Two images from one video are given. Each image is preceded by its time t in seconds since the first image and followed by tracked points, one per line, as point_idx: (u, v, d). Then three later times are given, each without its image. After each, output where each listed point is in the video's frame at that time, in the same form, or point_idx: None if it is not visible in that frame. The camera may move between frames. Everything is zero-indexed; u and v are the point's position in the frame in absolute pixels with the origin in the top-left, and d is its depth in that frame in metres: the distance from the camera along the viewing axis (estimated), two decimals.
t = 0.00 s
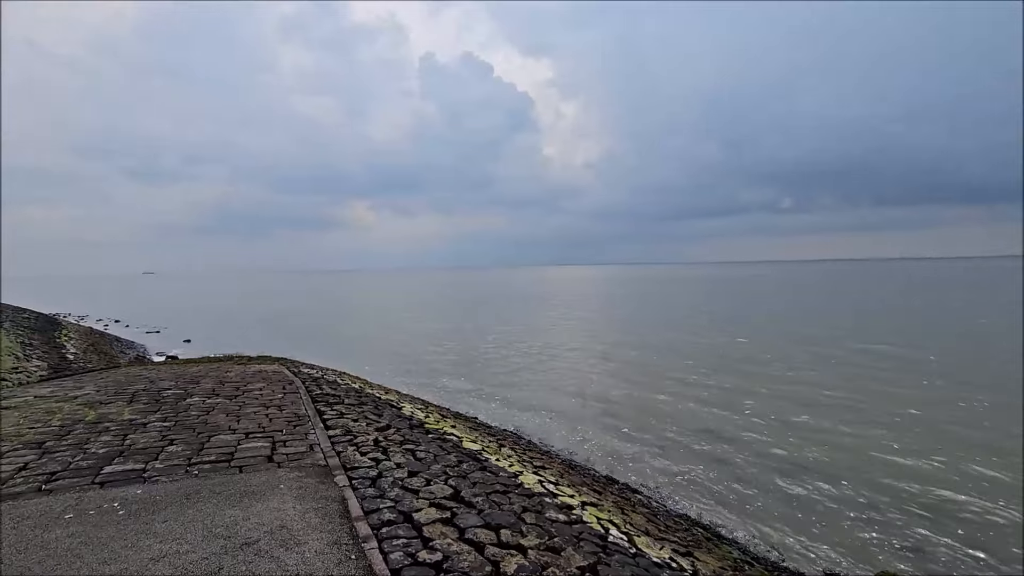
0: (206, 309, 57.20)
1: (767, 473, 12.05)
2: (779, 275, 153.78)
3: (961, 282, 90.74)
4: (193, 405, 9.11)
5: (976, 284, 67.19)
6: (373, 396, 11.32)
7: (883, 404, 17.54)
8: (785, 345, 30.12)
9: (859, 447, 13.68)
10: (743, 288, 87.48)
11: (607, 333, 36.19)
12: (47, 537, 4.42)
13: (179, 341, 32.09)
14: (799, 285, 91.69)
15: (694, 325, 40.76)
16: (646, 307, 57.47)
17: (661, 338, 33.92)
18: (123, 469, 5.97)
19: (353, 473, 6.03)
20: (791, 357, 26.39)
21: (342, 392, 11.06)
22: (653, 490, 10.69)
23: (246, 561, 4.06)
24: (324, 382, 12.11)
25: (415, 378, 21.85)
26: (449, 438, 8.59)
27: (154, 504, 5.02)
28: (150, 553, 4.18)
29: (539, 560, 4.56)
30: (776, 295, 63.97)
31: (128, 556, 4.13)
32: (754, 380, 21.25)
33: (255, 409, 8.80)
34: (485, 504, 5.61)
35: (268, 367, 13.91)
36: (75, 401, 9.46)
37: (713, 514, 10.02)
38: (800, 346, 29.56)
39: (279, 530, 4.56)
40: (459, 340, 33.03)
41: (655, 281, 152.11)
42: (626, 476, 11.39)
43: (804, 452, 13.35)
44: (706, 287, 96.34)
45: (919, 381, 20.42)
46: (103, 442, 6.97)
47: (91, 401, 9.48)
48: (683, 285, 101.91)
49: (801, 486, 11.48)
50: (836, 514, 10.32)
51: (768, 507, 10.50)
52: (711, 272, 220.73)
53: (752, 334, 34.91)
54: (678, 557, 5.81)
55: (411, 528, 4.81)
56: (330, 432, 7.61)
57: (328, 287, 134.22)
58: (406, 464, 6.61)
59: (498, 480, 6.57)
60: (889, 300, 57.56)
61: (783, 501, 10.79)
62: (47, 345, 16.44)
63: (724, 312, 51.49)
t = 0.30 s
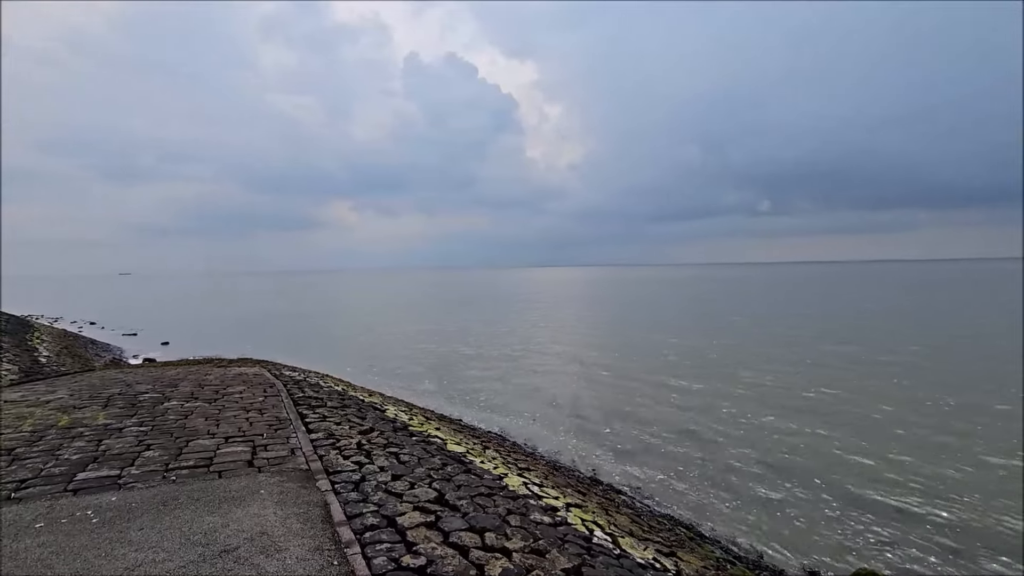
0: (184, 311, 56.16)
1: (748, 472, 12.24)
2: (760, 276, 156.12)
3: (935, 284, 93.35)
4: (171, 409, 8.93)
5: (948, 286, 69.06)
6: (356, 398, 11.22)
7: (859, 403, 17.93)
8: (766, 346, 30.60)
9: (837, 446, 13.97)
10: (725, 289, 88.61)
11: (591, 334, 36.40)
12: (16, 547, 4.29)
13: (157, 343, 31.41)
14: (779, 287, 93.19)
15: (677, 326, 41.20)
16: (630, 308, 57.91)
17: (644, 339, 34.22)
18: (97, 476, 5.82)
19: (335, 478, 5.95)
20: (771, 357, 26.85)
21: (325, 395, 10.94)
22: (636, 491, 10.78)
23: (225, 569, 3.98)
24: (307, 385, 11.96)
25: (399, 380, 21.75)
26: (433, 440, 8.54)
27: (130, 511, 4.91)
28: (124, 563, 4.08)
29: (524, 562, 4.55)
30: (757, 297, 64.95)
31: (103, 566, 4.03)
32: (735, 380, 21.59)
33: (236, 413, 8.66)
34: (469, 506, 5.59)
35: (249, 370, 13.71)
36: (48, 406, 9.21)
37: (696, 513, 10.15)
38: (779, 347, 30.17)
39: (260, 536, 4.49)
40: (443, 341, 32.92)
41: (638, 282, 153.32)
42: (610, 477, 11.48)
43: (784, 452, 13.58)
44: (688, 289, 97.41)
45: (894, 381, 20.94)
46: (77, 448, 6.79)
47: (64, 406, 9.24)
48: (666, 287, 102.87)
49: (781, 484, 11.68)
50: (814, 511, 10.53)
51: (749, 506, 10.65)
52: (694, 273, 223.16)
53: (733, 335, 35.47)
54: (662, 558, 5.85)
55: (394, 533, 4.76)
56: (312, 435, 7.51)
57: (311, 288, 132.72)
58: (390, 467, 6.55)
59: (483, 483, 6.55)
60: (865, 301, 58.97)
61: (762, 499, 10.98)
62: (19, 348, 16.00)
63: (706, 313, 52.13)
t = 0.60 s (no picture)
0: (165, 314, 55.15)
1: (732, 473, 12.36)
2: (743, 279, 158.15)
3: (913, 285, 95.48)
4: (151, 414, 8.75)
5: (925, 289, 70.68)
6: (341, 402, 11.10)
7: (839, 404, 18.25)
8: (749, 347, 31.00)
9: (818, 447, 14.17)
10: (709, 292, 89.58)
11: (577, 337, 36.53)
12: None
13: (136, 347, 30.79)
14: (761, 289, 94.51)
15: (662, 328, 41.56)
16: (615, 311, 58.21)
17: (630, 341, 34.45)
18: (72, 484, 5.66)
19: (320, 483, 5.87)
20: (754, 359, 27.23)
21: (309, 398, 10.80)
22: (622, 492, 10.82)
23: None
24: (290, 389, 11.79)
25: (385, 382, 21.60)
26: (419, 444, 8.47)
27: (107, 520, 4.78)
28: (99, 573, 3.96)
29: (510, 568, 4.51)
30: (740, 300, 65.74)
31: None
32: (719, 382, 21.82)
33: (217, 418, 8.51)
34: (456, 511, 5.54)
35: (231, 374, 13.49)
36: (21, 412, 8.95)
37: (681, 514, 10.21)
38: (761, 348, 30.63)
39: (241, 544, 4.40)
40: (429, 344, 32.80)
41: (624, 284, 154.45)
42: (596, 479, 11.51)
43: (767, 452, 13.74)
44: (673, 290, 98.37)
45: (873, 382, 21.32)
46: (51, 455, 6.61)
47: (38, 411, 9.00)
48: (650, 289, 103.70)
49: (764, 484, 11.82)
50: (797, 511, 10.66)
51: (733, 506, 10.76)
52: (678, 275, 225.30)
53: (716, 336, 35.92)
54: (648, 560, 5.87)
55: (380, 539, 4.71)
56: (296, 440, 7.41)
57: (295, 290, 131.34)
58: (375, 472, 6.48)
59: (469, 487, 6.50)
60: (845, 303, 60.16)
61: (747, 499, 11.09)
62: None
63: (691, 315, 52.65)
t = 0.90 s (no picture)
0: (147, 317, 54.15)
1: (718, 474, 12.46)
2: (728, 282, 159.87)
3: (893, 288, 97.24)
4: (132, 420, 8.57)
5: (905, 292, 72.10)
6: (328, 406, 10.99)
7: (823, 406, 18.51)
8: (735, 349, 31.36)
9: (803, 447, 14.35)
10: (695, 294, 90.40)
11: (565, 339, 36.62)
12: None
13: (117, 351, 30.17)
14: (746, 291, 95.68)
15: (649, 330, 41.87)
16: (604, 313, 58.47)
17: (617, 343, 34.63)
18: (50, 492, 5.52)
19: (306, 489, 5.79)
20: (739, 360, 27.50)
21: (295, 403, 10.67)
22: (611, 495, 10.85)
23: None
24: (276, 393, 11.64)
25: (372, 385, 21.45)
26: (407, 448, 8.41)
27: (86, 530, 4.67)
28: None
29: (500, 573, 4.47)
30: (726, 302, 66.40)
31: None
32: (705, 383, 22.01)
33: (201, 423, 8.37)
34: (444, 516, 5.49)
35: (215, 379, 13.27)
36: None
37: (669, 516, 10.25)
38: (747, 350, 30.97)
39: (225, 553, 4.31)
40: (416, 346, 32.64)
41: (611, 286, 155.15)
42: (584, 481, 11.54)
43: (752, 453, 13.88)
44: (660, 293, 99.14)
45: (855, 384, 21.67)
46: (28, 463, 6.43)
47: (14, 418, 8.76)
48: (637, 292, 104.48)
49: (751, 485, 11.94)
50: (783, 512, 10.77)
51: (720, 507, 10.84)
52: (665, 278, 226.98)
53: (703, 338, 36.24)
54: (638, 563, 5.86)
55: (367, 545, 4.64)
56: (281, 445, 7.31)
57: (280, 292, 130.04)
58: (362, 477, 6.41)
59: (458, 491, 6.45)
60: (828, 306, 61.05)
61: (734, 501, 11.18)
62: None
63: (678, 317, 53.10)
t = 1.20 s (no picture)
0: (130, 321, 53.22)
1: (708, 476, 12.55)
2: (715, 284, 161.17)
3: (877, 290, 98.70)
4: (116, 427, 8.41)
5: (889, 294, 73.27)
6: (316, 411, 10.88)
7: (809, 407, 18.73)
8: (722, 351, 31.63)
9: (790, 448, 14.50)
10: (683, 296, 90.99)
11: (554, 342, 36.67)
12: None
13: (99, 355, 29.59)
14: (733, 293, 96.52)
15: (637, 332, 42.12)
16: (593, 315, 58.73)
17: (606, 345, 34.76)
18: (29, 502, 5.38)
19: (294, 497, 5.70)
20: (727, 362, 27.74)
21: (283, 408, 10.54)
22: (601, 498, 10.87)
23: None
24: (264, 399, 11.50)
25: (361, 388, 21.30)
26: (397, 453, 8.34)
27: (67, 541, 4.55)
28: None
29: None
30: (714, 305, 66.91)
31: None
32: (693, 385, 22.16)
33: (186, 430, 8.23)
34: (435, 522, 5.44)
35: (201, 383, 13.09)
36: None
37: (659, 519, 10.28)
38: (734, 351, 31.31)
39: (211, 563, 4.22)
40: (405, 349, 32.47)
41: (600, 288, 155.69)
42: (574, 484, 11.54)
43: (741, 454, 13.99)
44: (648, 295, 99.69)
45: (840, 385, 21.96)
46: (7, 472, 6.27)
47: None
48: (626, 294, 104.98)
49: (740, 486, 12.03)
50: (772, 512, 10.85)
51: (710, 509, 10.90)
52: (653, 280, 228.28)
53: (691, 340, 36.51)
54: (630, 567, 5.86)
55: (356, 553, 4.58)
56: (269, 452, 7.21)
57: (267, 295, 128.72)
58: (352, 483, 6.34)
59: (449, 497, 6.40)
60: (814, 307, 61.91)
61: (725, 502, 11.24)
62: None
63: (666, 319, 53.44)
